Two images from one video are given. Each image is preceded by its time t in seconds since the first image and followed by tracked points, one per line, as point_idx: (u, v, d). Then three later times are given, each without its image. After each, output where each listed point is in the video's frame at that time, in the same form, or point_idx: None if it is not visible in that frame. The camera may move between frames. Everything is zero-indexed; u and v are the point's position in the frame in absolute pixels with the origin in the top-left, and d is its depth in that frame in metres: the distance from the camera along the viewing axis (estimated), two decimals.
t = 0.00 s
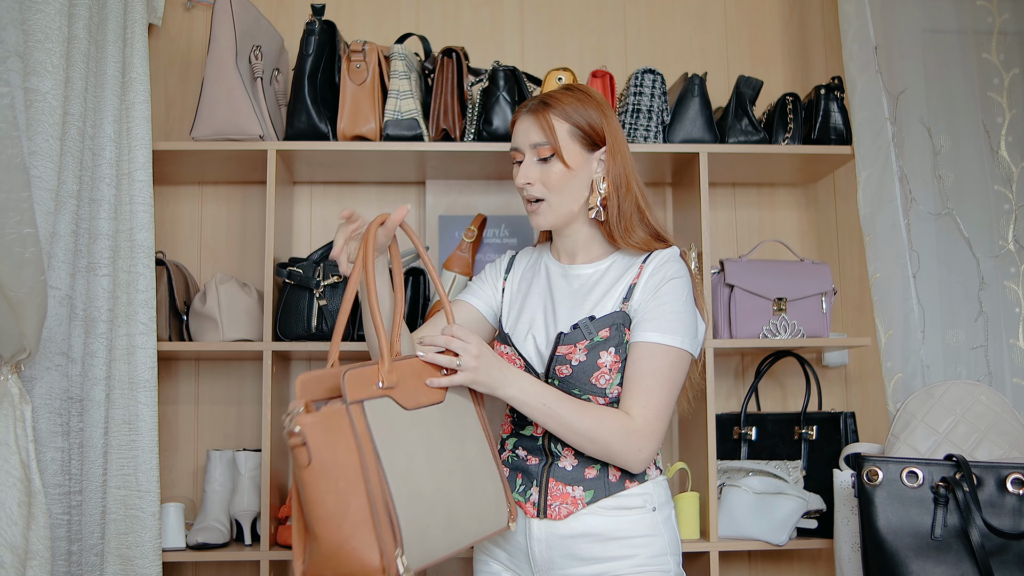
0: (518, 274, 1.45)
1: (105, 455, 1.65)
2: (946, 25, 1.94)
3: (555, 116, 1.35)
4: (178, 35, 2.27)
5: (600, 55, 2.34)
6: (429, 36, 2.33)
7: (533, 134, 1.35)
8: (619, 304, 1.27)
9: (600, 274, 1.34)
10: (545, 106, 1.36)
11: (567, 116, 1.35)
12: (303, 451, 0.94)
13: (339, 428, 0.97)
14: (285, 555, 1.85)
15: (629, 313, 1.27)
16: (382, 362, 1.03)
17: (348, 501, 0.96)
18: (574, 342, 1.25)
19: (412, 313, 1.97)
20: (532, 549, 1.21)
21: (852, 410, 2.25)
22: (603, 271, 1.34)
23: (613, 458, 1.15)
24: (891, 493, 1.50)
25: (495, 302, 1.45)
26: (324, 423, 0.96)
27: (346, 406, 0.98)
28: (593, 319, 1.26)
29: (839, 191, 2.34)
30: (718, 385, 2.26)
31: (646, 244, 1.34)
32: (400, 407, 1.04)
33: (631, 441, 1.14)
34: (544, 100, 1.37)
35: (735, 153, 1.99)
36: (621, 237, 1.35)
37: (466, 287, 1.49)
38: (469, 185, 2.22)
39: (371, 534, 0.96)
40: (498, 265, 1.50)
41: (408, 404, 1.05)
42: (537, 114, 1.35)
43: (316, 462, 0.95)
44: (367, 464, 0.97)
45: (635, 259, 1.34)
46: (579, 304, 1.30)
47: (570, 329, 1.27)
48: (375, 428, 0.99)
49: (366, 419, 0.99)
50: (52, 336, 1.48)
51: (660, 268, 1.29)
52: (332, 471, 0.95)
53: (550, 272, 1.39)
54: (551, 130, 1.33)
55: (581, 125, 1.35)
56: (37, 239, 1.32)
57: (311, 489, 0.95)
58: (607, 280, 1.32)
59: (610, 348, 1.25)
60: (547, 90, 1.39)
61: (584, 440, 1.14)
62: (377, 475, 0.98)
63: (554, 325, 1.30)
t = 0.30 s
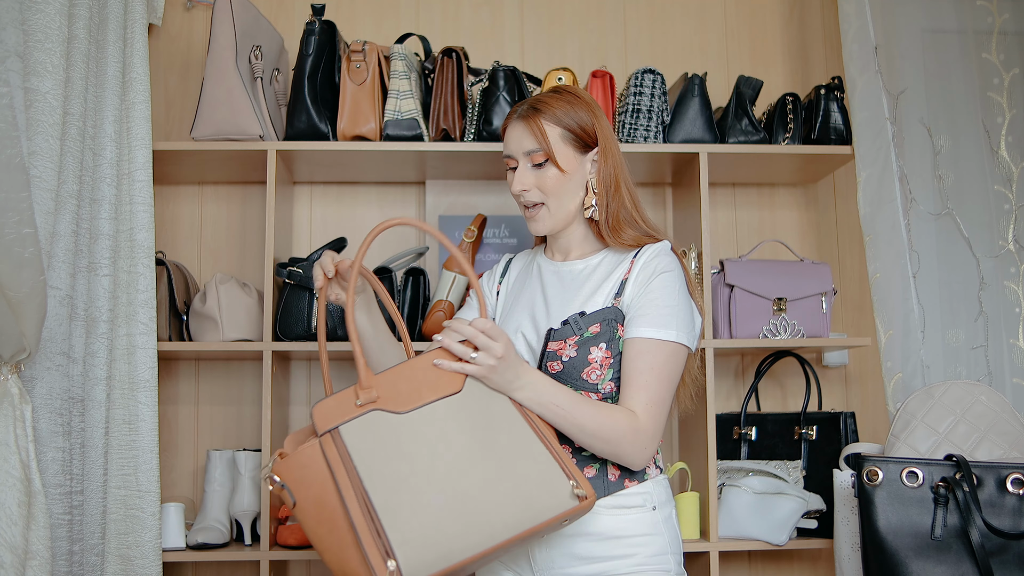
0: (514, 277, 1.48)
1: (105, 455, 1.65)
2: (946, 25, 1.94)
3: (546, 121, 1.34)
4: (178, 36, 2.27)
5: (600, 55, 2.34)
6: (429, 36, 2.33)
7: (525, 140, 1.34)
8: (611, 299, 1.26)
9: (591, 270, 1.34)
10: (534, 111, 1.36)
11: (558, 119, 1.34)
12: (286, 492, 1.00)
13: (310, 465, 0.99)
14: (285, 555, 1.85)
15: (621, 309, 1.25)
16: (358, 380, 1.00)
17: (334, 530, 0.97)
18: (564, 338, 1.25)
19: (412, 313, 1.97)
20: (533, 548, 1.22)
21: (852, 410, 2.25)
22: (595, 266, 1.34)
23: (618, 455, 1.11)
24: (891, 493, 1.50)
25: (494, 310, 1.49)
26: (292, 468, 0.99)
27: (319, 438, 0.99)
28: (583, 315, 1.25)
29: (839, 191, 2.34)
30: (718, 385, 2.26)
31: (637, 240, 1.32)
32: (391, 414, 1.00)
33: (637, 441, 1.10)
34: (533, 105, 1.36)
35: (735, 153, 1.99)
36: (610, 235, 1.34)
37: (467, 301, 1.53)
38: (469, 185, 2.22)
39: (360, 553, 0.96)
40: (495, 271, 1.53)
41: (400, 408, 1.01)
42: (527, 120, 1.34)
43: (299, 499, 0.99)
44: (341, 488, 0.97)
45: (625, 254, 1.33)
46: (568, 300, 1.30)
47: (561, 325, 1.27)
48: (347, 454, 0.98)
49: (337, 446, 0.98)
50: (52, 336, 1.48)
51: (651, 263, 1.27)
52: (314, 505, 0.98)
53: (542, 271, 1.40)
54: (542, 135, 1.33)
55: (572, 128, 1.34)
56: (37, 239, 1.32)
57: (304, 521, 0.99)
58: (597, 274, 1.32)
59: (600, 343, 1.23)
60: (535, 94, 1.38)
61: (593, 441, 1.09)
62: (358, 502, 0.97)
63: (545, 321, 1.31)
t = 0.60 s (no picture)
0: (509, 281, 1.50)
1: (105, 455, 1.65)
2: (946, 25, 1.94)
3: (545, 122, 1.33)
4: (178, 36, 2.27)
5: (600, 55, 2.34)
6: (429, 36, 2.33)
7: (525, 142, 1.33)
8: (607, 299, 1.26)
9: (586, 270, 1.34)
10: (531, 112, 1.35)
11: (556, 121, 1.34)
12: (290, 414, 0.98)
13: (321, 402, 0.93)
14: (285, 554, 1.85)
15: (618, 308, 1.24)
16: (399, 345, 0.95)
17: (315, 476, 0.93)
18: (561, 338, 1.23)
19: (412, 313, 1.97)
20: (531, 548, 1.21)
21: (852, 410, 2.25)
22: (589, 267, 1.34)
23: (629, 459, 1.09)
24: (891, 493, 1.50)
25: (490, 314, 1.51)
26: (302, 395, 0.96)
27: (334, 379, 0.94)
28: (580, 316, 1.25)
29: (839, 191, 2.34)
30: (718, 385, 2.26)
31: (631, 241, 1.33)
32: (419, 391, 0.96)
33: (647, 447, 1.09)
34: (530, 107, 1.36)
35: (735, 153, 1.99)
36: (605, 237, 1.35)
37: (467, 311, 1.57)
38: (469, 185, 2.22)
39: (326, 507, 0.92)
40: (492, 278, 1.56)
41: (429, 387, 0.96)
42: (526, 121, 1.33)
43: (298, 425, 0.96)
44: (334, 437, 0.92)
45: (619, 254, 1.33)
46: (564, 300, 1.31)
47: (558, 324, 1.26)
48: (364, 408, 0.93)
49: (353, 397, 0.93)
50: (52, 336, 1.48)
51: (647, 263, 1.27)
52: (308, 441, 0.95)
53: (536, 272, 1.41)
54: (542, 136, 1.32)
55: (571, 129, 1.34)
56: (36, 239, 1.32)
57: (296, 448, 0.96)
58: (592, 274, 1.32)
59: (597, 343, 1.22)
60: (532, 95, 1.37)
61: (610, 447, 1.06)
62: (344, 460, 0.91)
63: (540, 322, 1.32)
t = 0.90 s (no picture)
0: (507, 283, 1.51)
1: (105, 455, 1.65)
2: (946, 25, 1.94)
3: (548, 125, 1.33)
4: (178, 36, 2.27)
5: (600, 55, 2.34)
6: (429, 36, 2.33)
7: (530, 145, 1.32)
8: (602, 297, 1.26)
9: (581, 269, 1.34)
10: (534, 114, 1.34)
11: (559, 123, 1.33)
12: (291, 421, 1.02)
13: (316, 409, 0.97)
14: (285, 555, 1.85)
15: (613, 306, 1.25)
16: (389, 350, 0.96)
17: (316, 482, 0.97)
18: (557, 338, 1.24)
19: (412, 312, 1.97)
20: (530, 548, 1.21)
21: (852, 410, 2.24)
22: (585, 266, 1.34)
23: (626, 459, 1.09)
24: (891, 493, 1.50)
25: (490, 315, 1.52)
26: (300, 402, 0.99)
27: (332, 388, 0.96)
28: (575, 314, 1.25)
29: (839, 191, 2.33)
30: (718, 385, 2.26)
31: (626, 240, 1.33)
32: (410, 394, 0.96)
33: (643, 445, 1.09)
34: (532, 108, 1.34)
35: (735, 153, 1.99)
36: (600, 237, 1.35)
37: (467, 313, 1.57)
38: (469, 185, 2.22)
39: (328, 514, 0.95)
40: (490, 279, 1.57)
41: (421, 391, 0.96)
42: (530, 123, 1.32)
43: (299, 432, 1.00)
44: (333, 447, 0.95)
45: (614, 253, 1.33)
46: (561, 300, 1.32)
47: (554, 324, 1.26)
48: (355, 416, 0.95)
49: (346, 405, 0.96)
50: (52, 336, 1.48)
51: (641, 260, 1.27)
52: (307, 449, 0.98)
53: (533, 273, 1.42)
54: (548, 139, 1.31)
55: (573, 130, 1.34)
56: (35, 239, 1.32)
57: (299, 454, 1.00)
58: (588, 273, 1.32)
59: (593, 341, 1.22)
60: (533, 96, 1.36)
61: (607, 446, 1.06)
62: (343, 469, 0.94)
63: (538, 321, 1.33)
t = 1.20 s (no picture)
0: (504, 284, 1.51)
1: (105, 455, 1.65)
2: (946, 25, 1.94)
3: (562, 131, 1.32)
4: (178, 36, 2.27)
5: (600, 54, 2.34)
6: (429, 36, 2.33)
7: (546, 151, 1.31)
8: (599, 297, 1.26)
9: (576, 270, 1.34)
10: (547, 118, 1.32)
11: (572, 130, 1.33)
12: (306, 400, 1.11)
13: (322, 399, 1.05)
14: (285, 555, 1.84)
15: (610, 305, 1.25)
16: (387, 359, 1.00)
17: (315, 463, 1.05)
18: (554, 338, 1.25)
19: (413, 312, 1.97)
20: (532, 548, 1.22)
21: (852, 410, 2.25)
22: (580, 266, 1.34)
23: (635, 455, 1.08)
24: (891, 493, 1.50)
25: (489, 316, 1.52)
26: (311, 387, 1.07)
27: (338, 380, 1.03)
28: (572, 314, 1.25)
29: (839, 191, 2.33)
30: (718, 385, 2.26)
31: (622, 240, 1.32)
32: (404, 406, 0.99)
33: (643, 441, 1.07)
34: (544, 112, 1.33)
35: (735, 153, 1.99)
36: (593, 239, 1.34)
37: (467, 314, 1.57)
38: (469, 185, 2.22)
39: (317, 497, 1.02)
40: (489, 281, 1.57)
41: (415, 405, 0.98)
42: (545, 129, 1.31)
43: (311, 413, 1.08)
44: (329, 436, 1.02)
45: (609, 253, 1.32)
46: (557, 301, 1.32)
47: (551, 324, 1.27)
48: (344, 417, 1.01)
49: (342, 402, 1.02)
50: (52, 336, 1.48)
51: (637, 258, 1.27)
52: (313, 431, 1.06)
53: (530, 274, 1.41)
54: (564, 146, 1.31)
55: (584, 137, 1.34)
56: (36, 239, 1.32)
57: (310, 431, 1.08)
58: (583, 274, 1.32)
59: (591, 340, 1.23)
60: (543, 99, 1.34)
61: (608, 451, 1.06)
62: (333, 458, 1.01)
63: (534, 322, 1.33)
